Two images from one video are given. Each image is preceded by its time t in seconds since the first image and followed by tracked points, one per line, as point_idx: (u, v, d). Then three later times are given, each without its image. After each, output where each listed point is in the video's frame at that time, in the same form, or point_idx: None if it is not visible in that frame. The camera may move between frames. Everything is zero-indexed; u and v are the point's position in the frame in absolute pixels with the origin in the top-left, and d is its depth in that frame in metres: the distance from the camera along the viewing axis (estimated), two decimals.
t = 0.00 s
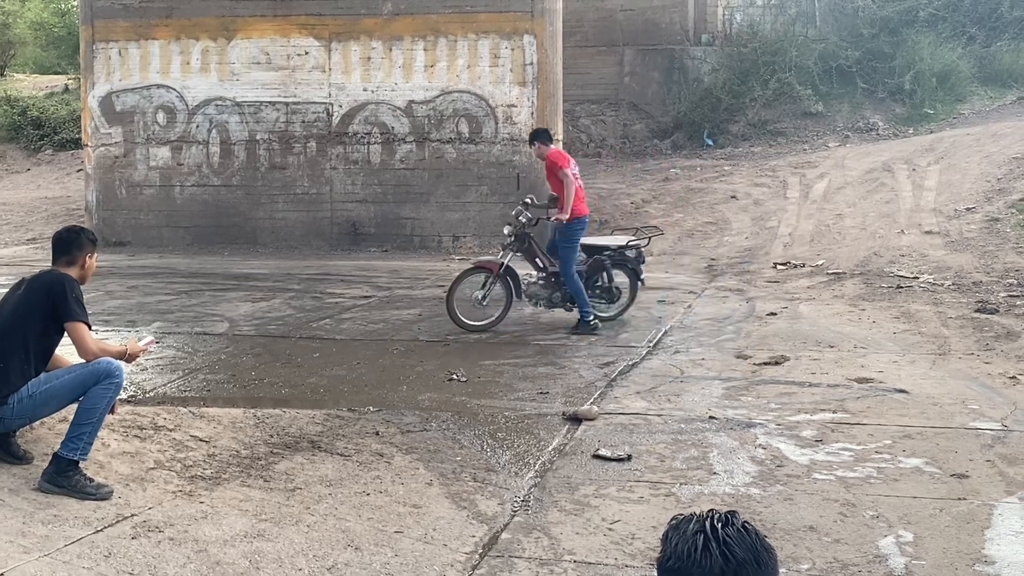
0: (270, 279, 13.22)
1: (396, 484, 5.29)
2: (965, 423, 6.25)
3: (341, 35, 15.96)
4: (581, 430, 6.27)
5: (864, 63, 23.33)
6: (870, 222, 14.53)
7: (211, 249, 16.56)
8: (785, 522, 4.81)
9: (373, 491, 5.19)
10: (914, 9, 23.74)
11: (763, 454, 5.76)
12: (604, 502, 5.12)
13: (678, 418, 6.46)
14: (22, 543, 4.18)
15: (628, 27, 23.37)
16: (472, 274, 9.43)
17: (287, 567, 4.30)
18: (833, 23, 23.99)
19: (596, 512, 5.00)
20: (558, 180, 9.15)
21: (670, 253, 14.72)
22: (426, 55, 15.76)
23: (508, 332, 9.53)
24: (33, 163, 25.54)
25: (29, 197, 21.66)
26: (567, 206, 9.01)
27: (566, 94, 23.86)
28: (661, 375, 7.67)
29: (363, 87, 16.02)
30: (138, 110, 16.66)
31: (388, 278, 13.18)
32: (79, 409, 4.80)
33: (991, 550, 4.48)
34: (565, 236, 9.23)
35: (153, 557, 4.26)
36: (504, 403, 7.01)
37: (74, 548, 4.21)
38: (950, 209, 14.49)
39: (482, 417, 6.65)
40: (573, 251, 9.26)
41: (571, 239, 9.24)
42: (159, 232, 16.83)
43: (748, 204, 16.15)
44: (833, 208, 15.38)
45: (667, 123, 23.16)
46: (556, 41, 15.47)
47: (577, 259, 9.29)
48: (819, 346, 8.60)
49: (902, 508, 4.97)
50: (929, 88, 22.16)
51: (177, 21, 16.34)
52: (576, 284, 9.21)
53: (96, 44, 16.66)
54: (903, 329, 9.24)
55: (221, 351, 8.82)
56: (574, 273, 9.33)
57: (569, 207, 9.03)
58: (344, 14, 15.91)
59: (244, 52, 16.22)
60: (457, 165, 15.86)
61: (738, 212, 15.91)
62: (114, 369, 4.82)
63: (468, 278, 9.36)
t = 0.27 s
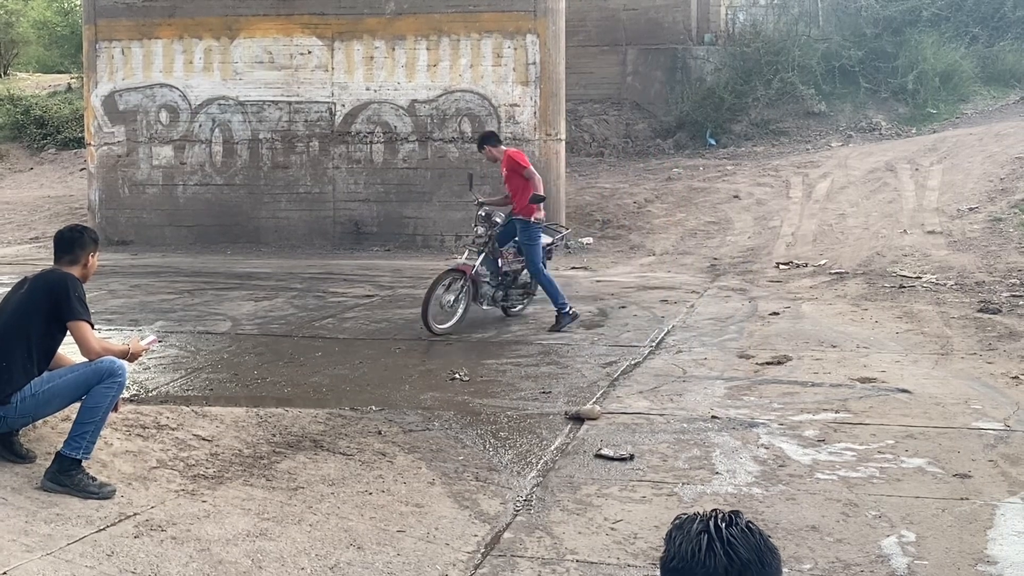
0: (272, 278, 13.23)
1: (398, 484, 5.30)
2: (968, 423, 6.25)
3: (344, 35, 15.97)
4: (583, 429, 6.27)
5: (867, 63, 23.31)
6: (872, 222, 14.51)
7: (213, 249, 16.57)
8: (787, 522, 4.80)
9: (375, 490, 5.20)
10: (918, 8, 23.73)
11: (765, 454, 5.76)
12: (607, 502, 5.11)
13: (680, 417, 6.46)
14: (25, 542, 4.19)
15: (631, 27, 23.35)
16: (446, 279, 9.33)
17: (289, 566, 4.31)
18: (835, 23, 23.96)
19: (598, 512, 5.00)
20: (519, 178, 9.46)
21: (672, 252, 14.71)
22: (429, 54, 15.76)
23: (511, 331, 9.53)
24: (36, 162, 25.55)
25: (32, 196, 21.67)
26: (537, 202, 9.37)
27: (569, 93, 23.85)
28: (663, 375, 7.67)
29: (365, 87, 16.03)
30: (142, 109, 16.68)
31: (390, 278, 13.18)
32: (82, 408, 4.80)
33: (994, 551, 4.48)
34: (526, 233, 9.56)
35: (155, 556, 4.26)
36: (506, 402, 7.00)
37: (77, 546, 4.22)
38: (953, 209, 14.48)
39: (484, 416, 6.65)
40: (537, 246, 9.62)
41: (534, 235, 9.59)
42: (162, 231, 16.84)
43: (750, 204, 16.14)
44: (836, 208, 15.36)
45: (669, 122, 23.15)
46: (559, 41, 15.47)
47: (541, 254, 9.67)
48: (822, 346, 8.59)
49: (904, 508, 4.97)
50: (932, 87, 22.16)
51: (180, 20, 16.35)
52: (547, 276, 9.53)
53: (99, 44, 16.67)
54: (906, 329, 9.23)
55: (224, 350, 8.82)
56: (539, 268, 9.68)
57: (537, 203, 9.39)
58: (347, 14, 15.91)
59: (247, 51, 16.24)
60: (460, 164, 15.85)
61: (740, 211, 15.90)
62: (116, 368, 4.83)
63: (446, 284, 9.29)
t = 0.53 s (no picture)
0: (276, 277, 13.24)
1: (402, 483, 5.30)
2: (971, 423, 6.24)
3: (348, 35, 15.97)
4: (586, 429, 6.27)
5: (870, 63, 23.29)
6: (875, 221, 14.50)
7: (217, 248, 16.59)
8: (790, 522, 4.80)
9: (378, 489, 5.20)
10: (921, 8, 23.71)
11: (768, 454, 5.75)
12: (610, 502, 5.11)
13: (683, 417, 6.46)
14: (29, 541, 4.20)
15: (634, 27, 23.32)
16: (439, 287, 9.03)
17: (293, 566, 4.31)
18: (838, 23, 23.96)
19: (601, 512, 5.00)
20: (481, 179, 9.43)
21: (675, 252, 14.70)
22: (432, 54, 15.77)
23: (514, 331, 9.52)
24: (39, 162, 25.57)
25: (36, 196, 21.69)
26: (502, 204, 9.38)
27: (572, 93, 23.83)
28: (666, 375, 7.66)
29: (369, 87, 16.04)
30: (145, 108, 16.69)
31: (393, 277, 13.18)
32: (85, 407, 4.81)
33: (997, 551, 4.47)
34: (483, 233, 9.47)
35: (159, 555, 4.27)
36: (509, 402, 7.00)
37: (80, 546, 4.23)
38: (957, 209, 14.46)
39: (487, 416, 6.64)
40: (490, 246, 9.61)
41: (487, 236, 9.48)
42: (166, 230, 16.86)
43: (754, 204, 16.13)
44: (839, 208, 15.35)
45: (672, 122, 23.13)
46: (562, 41, 15.47)
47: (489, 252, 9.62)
48: (825, 346, 8.58)
49: (907, 508, 4.96)
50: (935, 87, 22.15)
51: (183, 20, 16.36)
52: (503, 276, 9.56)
53: (103, 43, 16.69)
54: (909, 329, 9.22)
55: (227, 349, 8.83)
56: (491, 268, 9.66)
57: (502, 205, 9.39)
58: (350, 13, 15.91)
59: (250, 51, 16.24)
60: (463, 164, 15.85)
61: (743, 211, 15.89)
62: (119, 368, 4.83)
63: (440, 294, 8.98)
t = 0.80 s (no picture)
0: (279, 277, 13.25)
1: (405, 483, 5.30)
2: (975, 424, 6.24)
3: (351, 34, 15.98)
4: (590, 429, 6.26)
5: (874, 63, 23.26)
6: (879, 221, 14.48)
7: (220, 248, 16.61)
8: (794, 522, 4.80)
9: (382, 489, 5.20)
10: (925, 8, 23.67)
11: (772, 454, 5.75)
12: (613, 502, 5.11)
13: (687, 417, 6.45)
14: (33, 540, 4.21)
15: (638, 26, 23.27)
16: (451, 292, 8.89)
17: (296, 565, 4.31)
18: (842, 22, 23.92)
19: (605, 512, 4.99)
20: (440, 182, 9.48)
21: (679, 252, 14.69)
22: (436, 54, 15.76)
23: (517, 331, 9.52)
24: (43, 162, 25.59)
25: (39, 195, 21.70)
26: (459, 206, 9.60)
27: (575, 93, 23.81)
28: (669, 375, 7.66)
29: (372, 86, 16.04)
30: (149, 108, 16.70)
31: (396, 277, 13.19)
32: (88, 407, 4.81)
33: (1001, 551, 4.47)
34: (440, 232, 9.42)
35: (162, 555, 4.27)
36: (513, 402, 7.00)
37: (84, 545, 4.23)
38: (960, 209, 14.44)
39: (491, 416, 6.64)
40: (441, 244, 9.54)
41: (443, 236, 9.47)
42: (169, 230, 16.88)
43: (757, 204, 16.11)
44: (842, 208, 15.33)
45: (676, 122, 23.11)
46: (565, 41, 15.48)
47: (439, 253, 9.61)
48: (829, 346, 8.57)
49: (911, 508, 4.96)
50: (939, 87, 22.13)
51: (187, 20, 16.37)
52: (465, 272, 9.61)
53: (106, 43, 16.70)
54: (913, 329, 9.21)
55: (230, 349, 8.84)
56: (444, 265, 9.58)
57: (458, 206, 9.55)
58: (354, 13, 15.91)
59: (254, 50, 16.25)
60: (466, 164, 15.85)
61: (747, 211, 15.88)
62: (123, 367, 4.84)
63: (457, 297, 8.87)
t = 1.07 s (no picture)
0: (283, 277, 13.26)
1: (409, 483, 5.30)
2: (979, 424, 6.24)
3: (355, 34, 15.98)
4: (593, 429, 6.27)
5: (878, 63, 23.24)
6: (883, 222, 14.47)
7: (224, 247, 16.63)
8: (798, 523, 4.80)
9: (386, 489, 5.21)
10: (929, 8, 23.63)
11: (776, 454, 5.75)
12: (617, 502, 5.11)
13: (691, 417, 6.45)
14: (37, 540, 4.22)
15: (641, 26, 23.25)
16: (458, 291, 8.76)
17: (301, 565, 4.32)
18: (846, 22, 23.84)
19: (608, 512, 4.99)
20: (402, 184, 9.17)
21: (682, 252, 14.69)
22: (439, 54, 15.77)
23: (520, 331, 9.52)
24: (47, 162, 25.63)
25: (43, 195, 21.73)
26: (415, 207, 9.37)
27: (579, 93, 23.80)
28: (673, 375, 7.66)
29: (376, 86, 16.05)
30: (153, 108, 16.72)
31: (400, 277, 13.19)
32: (93, 407, 4.83)
33: (1005, 551, 4.47)
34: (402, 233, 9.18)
35: (166, 555, 4.27)
36: (517, 402, 7.00)
37: (88, 545, 4.24)
38: (965, 209, 14.43)
39: (494, 416, 6.65)
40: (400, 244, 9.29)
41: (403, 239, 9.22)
42: (173, 230, 16.90)
43: (761, 204, 16.10)
44: (846, 208, 15.32)
45: (679, 122, 23.09)
46: (569, 41, 15.48)
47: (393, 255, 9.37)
48: (833, 346, 8.56)
49: (915, 509, 4.95)
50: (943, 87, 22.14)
51: (191, 20, 16.39)
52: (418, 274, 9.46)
53: (111, 43, 16.72)
54: (917, 329, 9.20)
55: (234, 348, 8.85)
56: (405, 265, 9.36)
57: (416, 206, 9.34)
58: (358, 13, 15.93)
59: (258, 51, 16.27)
60: (470, 164, 15.86)
61: (751, 211, 15.87)
62: (128, 367, 4.84)
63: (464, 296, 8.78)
